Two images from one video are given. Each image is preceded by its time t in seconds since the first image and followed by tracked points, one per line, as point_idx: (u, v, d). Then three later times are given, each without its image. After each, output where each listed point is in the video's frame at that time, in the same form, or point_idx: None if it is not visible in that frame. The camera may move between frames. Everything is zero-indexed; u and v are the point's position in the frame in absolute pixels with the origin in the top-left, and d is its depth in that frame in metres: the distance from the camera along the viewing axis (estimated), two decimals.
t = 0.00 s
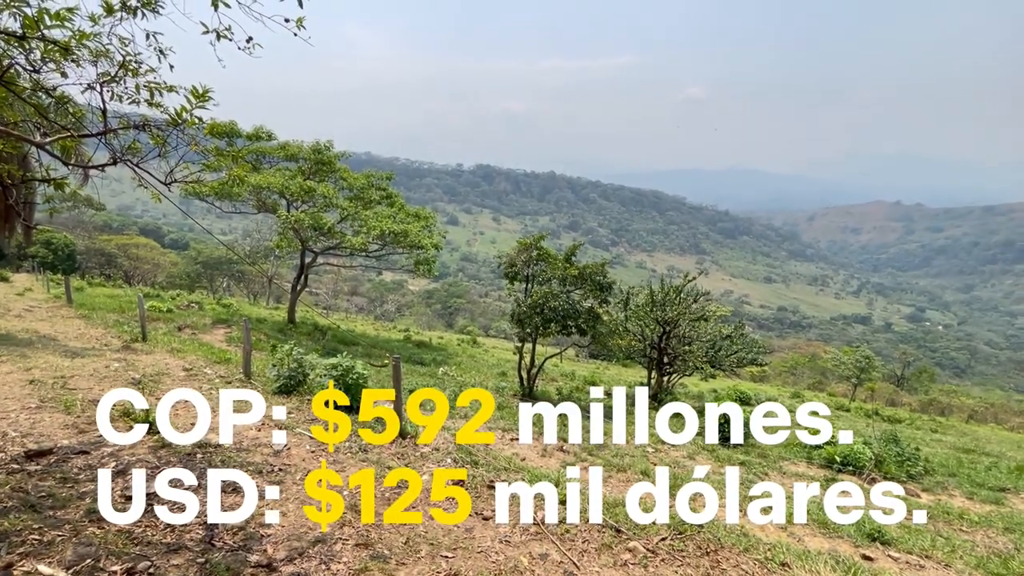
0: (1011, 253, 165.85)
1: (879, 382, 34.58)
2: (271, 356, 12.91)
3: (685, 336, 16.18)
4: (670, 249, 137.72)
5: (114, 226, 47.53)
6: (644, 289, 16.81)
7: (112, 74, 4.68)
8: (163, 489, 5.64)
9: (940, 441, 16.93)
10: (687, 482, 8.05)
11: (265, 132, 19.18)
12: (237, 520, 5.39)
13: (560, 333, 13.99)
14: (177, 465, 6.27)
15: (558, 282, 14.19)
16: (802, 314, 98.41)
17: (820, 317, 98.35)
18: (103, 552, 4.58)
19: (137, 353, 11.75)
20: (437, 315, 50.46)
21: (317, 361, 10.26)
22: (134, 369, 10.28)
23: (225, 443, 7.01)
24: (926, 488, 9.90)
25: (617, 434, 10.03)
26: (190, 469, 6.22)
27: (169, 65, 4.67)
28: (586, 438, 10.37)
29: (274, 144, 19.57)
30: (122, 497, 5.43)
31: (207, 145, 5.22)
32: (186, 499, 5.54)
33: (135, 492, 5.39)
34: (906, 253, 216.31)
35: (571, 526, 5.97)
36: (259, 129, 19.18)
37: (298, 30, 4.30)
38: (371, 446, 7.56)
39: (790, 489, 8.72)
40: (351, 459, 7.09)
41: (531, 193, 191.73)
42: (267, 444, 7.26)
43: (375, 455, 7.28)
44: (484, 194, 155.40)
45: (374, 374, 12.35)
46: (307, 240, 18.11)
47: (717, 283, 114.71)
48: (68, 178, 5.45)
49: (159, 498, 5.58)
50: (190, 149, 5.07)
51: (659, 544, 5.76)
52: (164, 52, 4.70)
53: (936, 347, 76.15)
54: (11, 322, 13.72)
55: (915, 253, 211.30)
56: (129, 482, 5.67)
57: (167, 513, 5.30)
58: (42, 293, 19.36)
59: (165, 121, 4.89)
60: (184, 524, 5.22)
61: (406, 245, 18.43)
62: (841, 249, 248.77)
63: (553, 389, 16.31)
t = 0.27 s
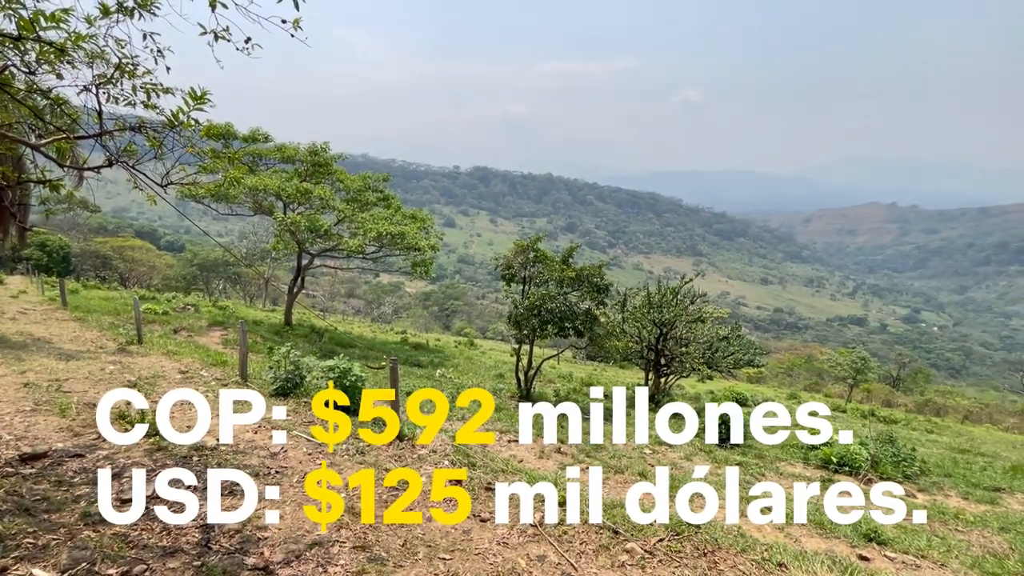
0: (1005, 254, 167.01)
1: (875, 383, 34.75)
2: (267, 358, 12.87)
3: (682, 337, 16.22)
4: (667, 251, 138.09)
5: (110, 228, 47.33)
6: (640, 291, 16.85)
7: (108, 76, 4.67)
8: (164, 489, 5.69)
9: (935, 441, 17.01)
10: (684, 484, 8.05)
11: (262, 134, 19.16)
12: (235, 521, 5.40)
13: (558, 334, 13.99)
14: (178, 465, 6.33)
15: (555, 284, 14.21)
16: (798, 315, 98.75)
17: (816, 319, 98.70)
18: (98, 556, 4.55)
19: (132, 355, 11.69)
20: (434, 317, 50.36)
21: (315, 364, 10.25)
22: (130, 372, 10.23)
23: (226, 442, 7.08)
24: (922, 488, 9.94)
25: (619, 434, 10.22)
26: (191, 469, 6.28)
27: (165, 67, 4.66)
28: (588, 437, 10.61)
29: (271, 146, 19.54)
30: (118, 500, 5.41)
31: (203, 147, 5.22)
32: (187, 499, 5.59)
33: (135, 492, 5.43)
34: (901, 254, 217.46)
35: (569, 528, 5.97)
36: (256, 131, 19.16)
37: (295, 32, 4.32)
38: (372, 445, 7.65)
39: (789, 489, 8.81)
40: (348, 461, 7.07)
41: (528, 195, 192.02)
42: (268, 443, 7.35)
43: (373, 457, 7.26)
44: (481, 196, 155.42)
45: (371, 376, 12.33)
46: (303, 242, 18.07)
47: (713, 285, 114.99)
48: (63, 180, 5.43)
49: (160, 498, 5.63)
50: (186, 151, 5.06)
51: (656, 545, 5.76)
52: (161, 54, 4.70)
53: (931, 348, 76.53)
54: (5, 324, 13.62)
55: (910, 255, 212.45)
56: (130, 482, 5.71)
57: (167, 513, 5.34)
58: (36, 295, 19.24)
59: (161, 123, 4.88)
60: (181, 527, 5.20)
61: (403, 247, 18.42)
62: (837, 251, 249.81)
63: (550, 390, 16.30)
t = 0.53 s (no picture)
0: (996, 255, 168.61)
1: (869, 384, 34.96)
2: (261, 361, 12.79)
3: (678, 339, 16.25)
4: (662, 253, 138.53)
5: (103, 231, 47.04)
6: (636, 293, 16.87)
7: (100, 77, 4.64)
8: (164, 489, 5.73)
9: (929, 442, 17.12)
10: (679, 485, 8.06)
11: (256, 136, 19.10)
12: (235, 521, 5.44)
13: (553, 336, 13.99)
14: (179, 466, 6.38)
15: (550, 286, 14.22)
16: (793, 316, 99.18)
17: (811, 320, 99.21)
18: (88, 561, 4.50)
19: (125, 358, 11.59)
20: (430, 319, 50.26)
21: (309, 366, 10.20)
22: (123, 375, 10.14)
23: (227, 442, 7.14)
24: (915, 488, 9.99)
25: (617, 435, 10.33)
26: (192, 470, 6.31)
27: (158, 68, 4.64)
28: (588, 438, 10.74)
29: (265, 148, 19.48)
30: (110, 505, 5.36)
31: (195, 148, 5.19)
32: (187, 500, 5.63)
33: (136, 492, 5.47)
34: (895, 255, 218.99)
35: (564, 530, 5.96)
36: (250, 133, 19.10)
37: (288, 33, 4.29)
38: (371, 445, 7.72)
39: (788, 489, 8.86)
40: (343, 464, 7.03)
41: (523, 197, 192.29)
42: (266, 444, 7.38)
43: (368, 460, 7.23)
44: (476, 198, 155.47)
45: (366, 378, 12.27)
46: (298, 244, 18.00)
47: (709, 286, 115.39)
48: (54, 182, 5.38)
49: (160, 499, 5.66)
50: (179, 153, 5.04)
51: (651, 547, 5.76)
52: (153, 55, 4.67)
53: (924, 349, 77.09)
54: None
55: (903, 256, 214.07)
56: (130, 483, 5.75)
57: (167, 513, 5.40)
58: (28, 298, 19.06)
59: (153, 124, 4.85)
60: (173, 532, 5.15)
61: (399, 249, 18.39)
62: (831, 252, 251.33)
63: (546, 392, 16.30)
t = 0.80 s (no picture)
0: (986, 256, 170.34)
1: (862, 384, 35.16)
2: (254, 364, 12.70)
3: (672, 340, 16.28)
4: (656, 254, 138.94)
5: (95, 232, 46.65)
6: (630, 294, 16.89)
7: (87, 78, 4.60)
8: (164, 489, 5.85)
9: (920, 442, 17.24)
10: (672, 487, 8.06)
11: (249, 138, 19.02)
12: (234, 519, 5.52)
13: (547, 338, 13.98)
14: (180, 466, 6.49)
15: (544, 287, 14.21)
16: (787, 317, 99.68)
17: (804, 321, 99.76)
18: (74, 568, 4.45)
19: (115, 362, 11.47)
20: (425, 321, 50.09)
21: (301, 369, 10.15)
22: (113, 379, 10.03)
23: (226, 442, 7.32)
24: (907, 489, 10.05)
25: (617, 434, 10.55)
26: (191, 470, 6.42)
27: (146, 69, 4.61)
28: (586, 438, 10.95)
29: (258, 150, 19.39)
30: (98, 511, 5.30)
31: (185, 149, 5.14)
32: (187, 500, 5.73)
33: (135, 493, 5.58)
34: (887, 257, 220.76)
35: (556, 532, 5.95)
36: (243, 135, 19.01)
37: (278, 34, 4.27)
38: (370, 445, 7.79)
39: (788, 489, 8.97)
40: (334, 468, 6.99)
41: (518, 199, 192.37)
42: (267, 444, 7.49)
43: (360, 463, 7.21)
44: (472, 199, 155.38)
45: (359, 381, 12.22)
46: (291, 246, 17.91)
47: (703, 287, 115.79)
48: (41, 183, 5.32)
49: (159, 498, 5.77)
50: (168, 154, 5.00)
51: (644, 549, 5.75)
52: (141, 56, 4.64)
53: (916, 349, 77.68)
54: None
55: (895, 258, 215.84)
56: (130, 483, 5.85)
57: (167, 512, 5.50)
58: (17, 301, 18.85)
59: (142, 126, 4.81)
60: (162, 538, 5.10)
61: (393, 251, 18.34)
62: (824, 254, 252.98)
63: (540, 394, 16.29)
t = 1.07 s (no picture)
0: (975, 257, 172.34)
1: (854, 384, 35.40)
2: (245, 367, 12.60)
3: (664, 341, 16.32)
4: (650, 256, 139.48)
5: (85, 235, 46.21)
6: (623, 296, 16.94)
7: (73, 78, 4.56)
8: (164, 489, 5.87)
9: (910, 441, 17.40)
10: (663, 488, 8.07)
11: (241, 140, 18.93)
12: (234, 520, 5.57)
13: (541, 340, 13.98)
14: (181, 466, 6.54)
15: (537, 289, 14.23)
16: (779, 318, 100.31)
17: (797, 322, 100.42)
18: None
19: (104, 365, 11.35)
20: (419, 323, 49.96)
21: (292, 372, 10.10)
22: (101, 383, 9.92)
23: (225, 442, 7.39)
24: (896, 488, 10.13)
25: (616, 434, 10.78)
26: (190, 470, 6.46)
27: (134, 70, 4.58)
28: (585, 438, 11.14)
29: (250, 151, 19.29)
30: (83, 516, 5.23)
31: (175, 151, 5.09)
32: (187, 500, 5.75)
33: (135, 493, 5.61)
34: (877, 257, 222.83)
35: (547, 534, 5.95)
36: (235, 137, 18.93)
37: (267, 37, 4.27)
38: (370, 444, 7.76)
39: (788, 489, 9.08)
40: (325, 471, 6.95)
41: (512, 200, 192.51)
42: (266, 444, 7.55)
43: (351, 466, 7.18)
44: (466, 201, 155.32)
45: (351, 383, 12.16)
46: (283, 248, 17.81)
47: (697, 288, 116.27)
48: (27, 185, 5.25)
49: (160, 498, 5.80)
50: (156, 156, 4.95)
51: (634, 549, 5.77)
52: (129, 58, 4.62)
53: (907, 350, 78.36)
54: None
55: (886, 259, 217.86)
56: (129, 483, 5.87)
57: (167, 512, 5.54)
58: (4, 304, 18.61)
59: (129, 128, 4.77)
60: (148, 543, 5.04)
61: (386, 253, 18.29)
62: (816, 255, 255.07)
63: (534, 395, 16.29)
